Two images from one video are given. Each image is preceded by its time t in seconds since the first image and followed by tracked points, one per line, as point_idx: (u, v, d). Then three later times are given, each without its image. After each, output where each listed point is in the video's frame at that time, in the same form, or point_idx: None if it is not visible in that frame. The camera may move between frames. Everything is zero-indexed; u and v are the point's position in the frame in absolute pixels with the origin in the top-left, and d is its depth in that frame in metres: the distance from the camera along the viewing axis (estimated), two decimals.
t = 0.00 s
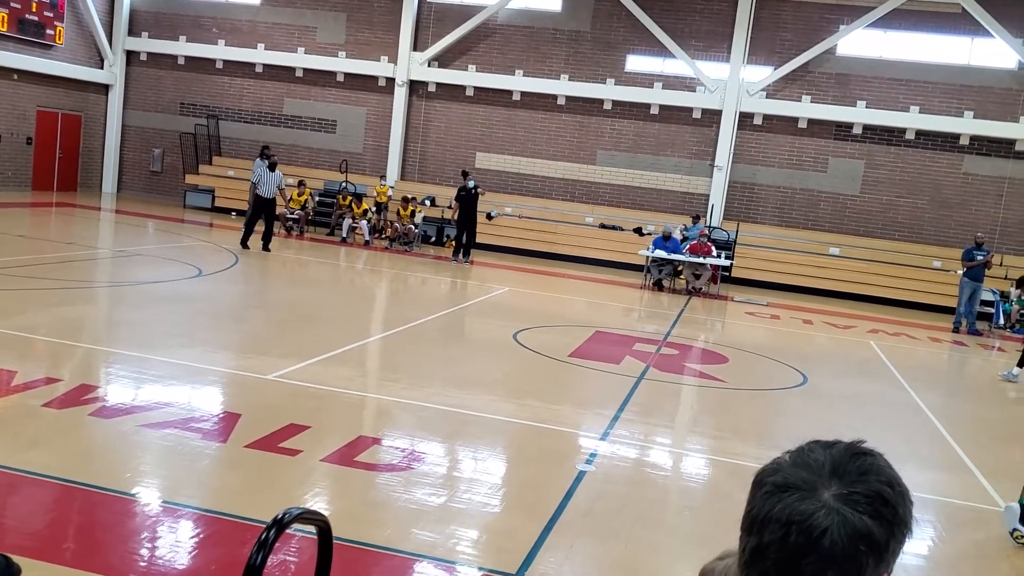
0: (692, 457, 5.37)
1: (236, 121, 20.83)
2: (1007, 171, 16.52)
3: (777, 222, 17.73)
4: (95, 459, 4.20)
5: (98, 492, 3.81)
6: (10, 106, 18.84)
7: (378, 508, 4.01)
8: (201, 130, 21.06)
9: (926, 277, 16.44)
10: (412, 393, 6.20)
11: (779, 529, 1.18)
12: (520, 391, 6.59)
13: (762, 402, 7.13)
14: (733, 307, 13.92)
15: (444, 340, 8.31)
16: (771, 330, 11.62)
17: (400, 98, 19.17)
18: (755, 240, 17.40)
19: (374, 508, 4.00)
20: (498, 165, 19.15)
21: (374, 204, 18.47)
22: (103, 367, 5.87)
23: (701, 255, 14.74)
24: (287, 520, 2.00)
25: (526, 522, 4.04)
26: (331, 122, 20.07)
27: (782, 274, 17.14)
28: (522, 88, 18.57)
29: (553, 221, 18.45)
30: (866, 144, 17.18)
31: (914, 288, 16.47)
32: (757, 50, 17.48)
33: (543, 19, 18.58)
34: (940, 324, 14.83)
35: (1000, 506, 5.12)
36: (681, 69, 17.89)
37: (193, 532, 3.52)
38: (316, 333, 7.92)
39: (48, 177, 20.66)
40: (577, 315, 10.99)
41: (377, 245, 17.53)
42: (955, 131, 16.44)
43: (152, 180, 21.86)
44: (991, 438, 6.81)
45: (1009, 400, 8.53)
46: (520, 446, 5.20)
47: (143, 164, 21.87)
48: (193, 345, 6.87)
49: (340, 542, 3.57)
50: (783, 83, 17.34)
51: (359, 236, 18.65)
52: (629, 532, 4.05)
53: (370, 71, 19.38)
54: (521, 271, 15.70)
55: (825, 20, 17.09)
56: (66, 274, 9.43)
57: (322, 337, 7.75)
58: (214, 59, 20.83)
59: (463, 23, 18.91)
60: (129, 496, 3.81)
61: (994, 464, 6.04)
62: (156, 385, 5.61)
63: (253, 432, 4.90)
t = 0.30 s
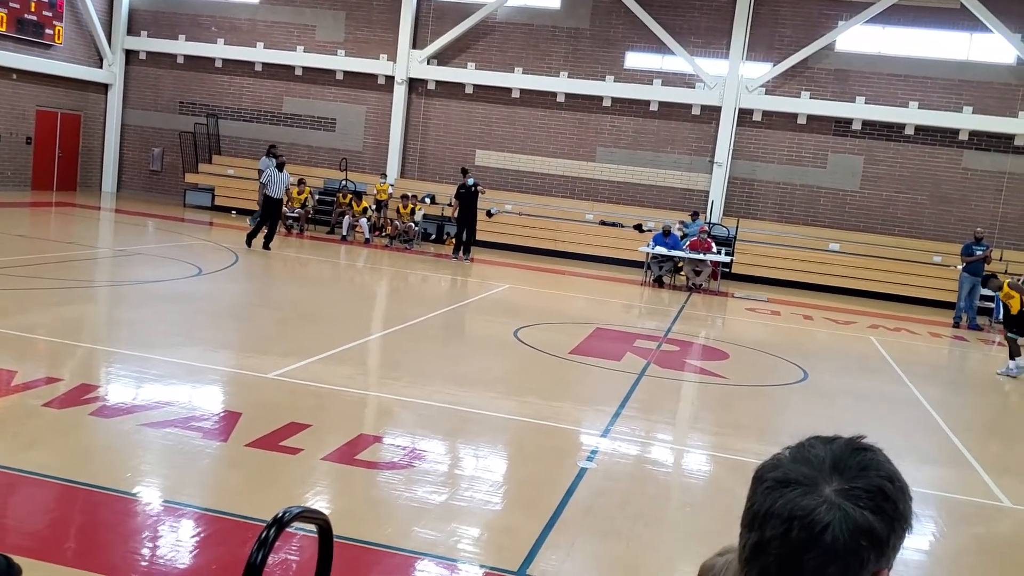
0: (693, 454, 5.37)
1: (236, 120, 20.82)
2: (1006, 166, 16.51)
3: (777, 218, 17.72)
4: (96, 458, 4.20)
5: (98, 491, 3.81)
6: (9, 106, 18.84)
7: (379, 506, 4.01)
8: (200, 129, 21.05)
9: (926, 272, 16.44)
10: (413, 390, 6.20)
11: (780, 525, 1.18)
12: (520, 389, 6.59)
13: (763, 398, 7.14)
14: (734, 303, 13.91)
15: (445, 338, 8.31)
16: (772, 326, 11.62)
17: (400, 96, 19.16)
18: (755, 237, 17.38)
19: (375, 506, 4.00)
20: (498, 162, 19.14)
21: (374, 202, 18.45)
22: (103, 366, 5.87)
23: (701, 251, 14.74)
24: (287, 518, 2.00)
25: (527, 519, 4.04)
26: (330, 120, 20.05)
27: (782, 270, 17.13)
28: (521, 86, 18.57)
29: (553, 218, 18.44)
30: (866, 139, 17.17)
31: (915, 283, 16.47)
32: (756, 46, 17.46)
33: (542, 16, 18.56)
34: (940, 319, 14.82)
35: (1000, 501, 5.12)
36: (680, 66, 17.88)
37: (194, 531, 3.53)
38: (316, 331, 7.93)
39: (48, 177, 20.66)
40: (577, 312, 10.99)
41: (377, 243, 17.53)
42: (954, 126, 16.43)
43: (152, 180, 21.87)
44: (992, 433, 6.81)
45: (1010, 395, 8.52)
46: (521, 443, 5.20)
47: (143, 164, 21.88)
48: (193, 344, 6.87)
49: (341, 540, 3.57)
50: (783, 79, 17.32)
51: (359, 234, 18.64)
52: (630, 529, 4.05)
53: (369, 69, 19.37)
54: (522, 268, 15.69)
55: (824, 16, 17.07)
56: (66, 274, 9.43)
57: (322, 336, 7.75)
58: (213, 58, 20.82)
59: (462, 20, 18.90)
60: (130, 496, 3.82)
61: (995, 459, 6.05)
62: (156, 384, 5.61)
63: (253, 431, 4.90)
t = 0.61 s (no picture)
0: (693, 453, 5.36)
1: (231, 123, 20.79)
2: (1002, 161, 16.54)
3: (774, 215, 17.72)
4: (93, 465, 4.19)
5: (96, 499, 3.80)
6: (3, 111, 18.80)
7: (378, 509, 4.00)
8: (195, 132, 21.01)
9: (924, 267, 16.44)
10: (411, 392, 6.18)
11: (790, 517, 1.16)
12: (519, 389, 6.58)
13: (762, 396, 7.14)
14: (732, 301, 13.92)
15: (442, 338, 8.30)
16: (770, 323, 11.62)
17: (395, 97, 19.15)
18: (751, 234, 17.38)
19: (375, 510, 3.99)
20: (494, 162, 19.13)
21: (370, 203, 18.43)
22: (100, 372, 5.86)
23: (697, 249, 14.73)
24: (285, 526, 1.98)
25: (527, 521, 4.03)
26: (326, 122, 20.04)
27: (779, 267, 17.12)
28: (516, 86, 18.56)
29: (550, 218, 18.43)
30: (861, 136, 17.18)
31: (912, 279, 16.47)
32: (750, 44, 17.46)
33: (536, 16, 18.55)
34: (938, 315, 14.83)
35: (999, 496, 5.12)
36: (676, 64, 17.88)
37: (193, 537, 3.51)
38: (314, 334, 7.91)
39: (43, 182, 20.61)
40: (575, 311, 10.97)
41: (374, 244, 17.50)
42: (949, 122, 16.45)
43: (147, 183, 21.82)
44: (990, 428, 6.82)
45: (1007, 389, 8.53)
46: (521, 444, 5.19)
47: (138, 167, 21.84)
48: (190, 348, 6.85)
49: (340, 545, 3.56)
50: (778, 76, 17.33)
51: (356, 236, 18.61)
52: (630, 529, 4.04)
53: (364, 71, 19.36)
54: (519, 268, 15.67)
55: (818, 13, 17.08)
56: (62, 279, 9.40)
57: (320, 338, 7.73)
58: (207, 61, 20.79)
59: (456, 21, 18.89)
60: (128, 503, 3.80)
61: (993, 454, 6.05)
62: (154, 389, 5.60)
63: (252, 435, 4.89)
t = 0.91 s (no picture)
0: (693, 452, 5.37)
1: (229, 126, 20.80)
2: (999, 158, 16.56)
3: (772, 214, 17.74)
4: (95, 468, 4.19)
5: (98, 502, 3.80)
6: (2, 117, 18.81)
7: (379, 510, 4.00)
8: (194, 136, 21.02)
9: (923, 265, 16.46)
10: (411, 394, 6.19)
11: (812, 493, 1.20)
12: (519, 390, 6.59)
13: (761, 395, 7.15)
14: (731, 300, 13.94)
15: (442, 340, 8.31)
16: (769, 322, 11.63)
17: (393, 99, 19.16)
18: (750, 234, 17.39)
19: (375, 511, 3.99)
20: (492, 164, 19.15)
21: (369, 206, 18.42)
22: (101, 376, 5.86)
23: (696, 249, 14.75)
24: (287, 527, 1.99)
25: (528, 521, 4.04)
26: (324, 124, 20.05)
27: (779, 266, 17.12)
28: (514, 87, 18.58)
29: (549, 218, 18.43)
30: (860, 134, 17.21)
31: (911, 277, 16.49)
32: (748, 43, 17.48)
33: (534, 17, 18.57)
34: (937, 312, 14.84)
35: (999, 493, 5.13)
36: (673, 64, 17.90)
37: (195, 540, 3.52)
38: (314, 336, 7.92)
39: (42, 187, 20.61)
40: (574, 312, 10.99)
41: (373, 247, 17.50)
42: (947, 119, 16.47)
43: (146, 188, 21.83)
44: (990, 425, 6.83)
45: (1006, 386, 8.55)
46: (521, 445, 5.20)
47: (137, 171, 21.84)
48: (190, 351, 6.86)
49: (341, 546, 3.56)
50: (776, 75, 17.34)
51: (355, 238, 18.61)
52: (631, 529, 4.04)
53: (362, 73, 19.38)
54: (518, 269, 15.68)
55: (815, 11, 17.11)
56: (62, 283, 9.40)
57: (320, 340, 7.74)
58: (205, 65, 20.80)
59: (454, 22, 18.90)
60: (130, 505, 3.81)
61: (994, 451, 6.06)
62: (154, 393, 5.60)
63: (252, 438, 4.89)
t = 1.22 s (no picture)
0: (691, 451, 5.37)
1: (226, 128, 20.78)
2: (996, 156, 16.60)
3: (769, 214, 17.76)
4: (93, 471, 4.18)
5: (96, 504, 3.80)
6: None
7: (377, 512, 4.00)
8: (190, 138, 21.00)
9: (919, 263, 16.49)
10: (409, 395, 6.19)
11: (806, 489, 1.20)
12: (517, 390, 6.59)
13: (759, 394, 7.15)
14: (728, 299, 13.95)
15: (439, 341, 8.30)
16: (767, 321, 11.64)
17: (389, 100, 19.16)
18: (747, 233, 17.40)
19: (373, 512, 3.98)
20: (489, 164, 19.15)
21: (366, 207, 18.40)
22: (98, 378, 5.85)
23: (693, 248, 14.76)
24: (283, 528, 1.99)
25: (526, 520, 4.04)
26: (320, 125, 20.04)
27: (776, 265, 17.12)
28: (511, 87, 18.58)
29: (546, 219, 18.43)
30: (856, 133, 17.24)
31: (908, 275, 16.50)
32: (744, 42, 17.50)
33: (530, 16, 18.57)
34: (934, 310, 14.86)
35: (997, 490, 5.14)
36: (669, 64, 17.91)
37: (194, 542, 3.51)
38: (311, 338, 7.91)
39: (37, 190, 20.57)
40: (572, 312, 10.99)
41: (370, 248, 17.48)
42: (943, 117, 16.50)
43: (142, 190, 21.80)
44: (987, 423, 6.84)
45: (1003, 384, 8.57)
46: (519, 445, 5.20)
47: (133, 174, 21.81)
48: (187, 353, 6.85)
49: (339, 547, 3.56)
50: (772, 74, 17.36)
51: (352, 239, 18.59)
52: (629, 528, 4.04)
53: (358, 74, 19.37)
54: (515, 270, 15.68)
55: (811, 10, 17.13)
56: (59, 286, 9.39)
57: (317, 342, 7.73)
58: (201, 66, 20.77)
59: (450, 23, 18.90)
60: (128, 508, 3.80)
61: (992, 449, 6.07)
62: (151, 395, 5.59)
63: (250, 439, 4.89)
